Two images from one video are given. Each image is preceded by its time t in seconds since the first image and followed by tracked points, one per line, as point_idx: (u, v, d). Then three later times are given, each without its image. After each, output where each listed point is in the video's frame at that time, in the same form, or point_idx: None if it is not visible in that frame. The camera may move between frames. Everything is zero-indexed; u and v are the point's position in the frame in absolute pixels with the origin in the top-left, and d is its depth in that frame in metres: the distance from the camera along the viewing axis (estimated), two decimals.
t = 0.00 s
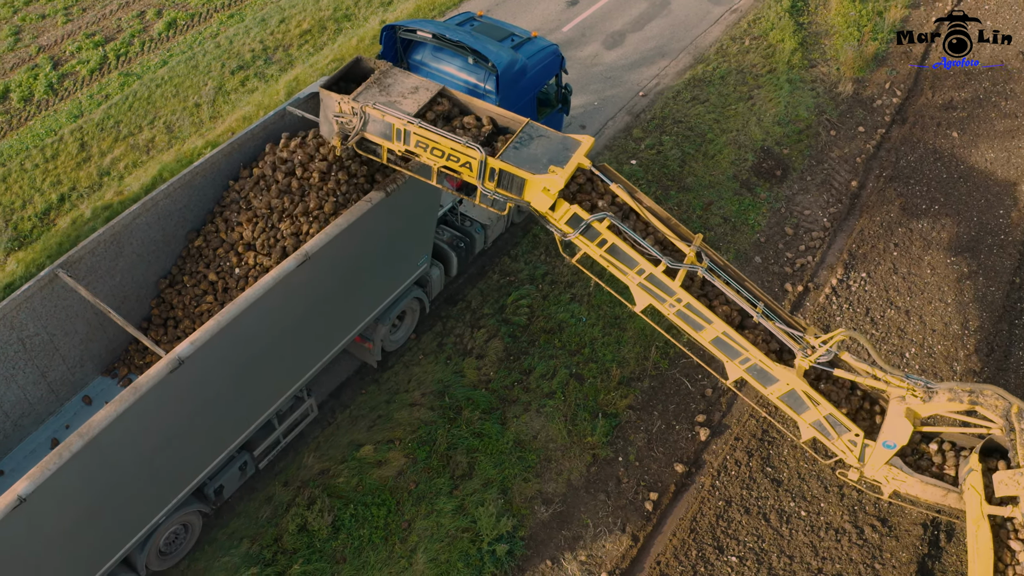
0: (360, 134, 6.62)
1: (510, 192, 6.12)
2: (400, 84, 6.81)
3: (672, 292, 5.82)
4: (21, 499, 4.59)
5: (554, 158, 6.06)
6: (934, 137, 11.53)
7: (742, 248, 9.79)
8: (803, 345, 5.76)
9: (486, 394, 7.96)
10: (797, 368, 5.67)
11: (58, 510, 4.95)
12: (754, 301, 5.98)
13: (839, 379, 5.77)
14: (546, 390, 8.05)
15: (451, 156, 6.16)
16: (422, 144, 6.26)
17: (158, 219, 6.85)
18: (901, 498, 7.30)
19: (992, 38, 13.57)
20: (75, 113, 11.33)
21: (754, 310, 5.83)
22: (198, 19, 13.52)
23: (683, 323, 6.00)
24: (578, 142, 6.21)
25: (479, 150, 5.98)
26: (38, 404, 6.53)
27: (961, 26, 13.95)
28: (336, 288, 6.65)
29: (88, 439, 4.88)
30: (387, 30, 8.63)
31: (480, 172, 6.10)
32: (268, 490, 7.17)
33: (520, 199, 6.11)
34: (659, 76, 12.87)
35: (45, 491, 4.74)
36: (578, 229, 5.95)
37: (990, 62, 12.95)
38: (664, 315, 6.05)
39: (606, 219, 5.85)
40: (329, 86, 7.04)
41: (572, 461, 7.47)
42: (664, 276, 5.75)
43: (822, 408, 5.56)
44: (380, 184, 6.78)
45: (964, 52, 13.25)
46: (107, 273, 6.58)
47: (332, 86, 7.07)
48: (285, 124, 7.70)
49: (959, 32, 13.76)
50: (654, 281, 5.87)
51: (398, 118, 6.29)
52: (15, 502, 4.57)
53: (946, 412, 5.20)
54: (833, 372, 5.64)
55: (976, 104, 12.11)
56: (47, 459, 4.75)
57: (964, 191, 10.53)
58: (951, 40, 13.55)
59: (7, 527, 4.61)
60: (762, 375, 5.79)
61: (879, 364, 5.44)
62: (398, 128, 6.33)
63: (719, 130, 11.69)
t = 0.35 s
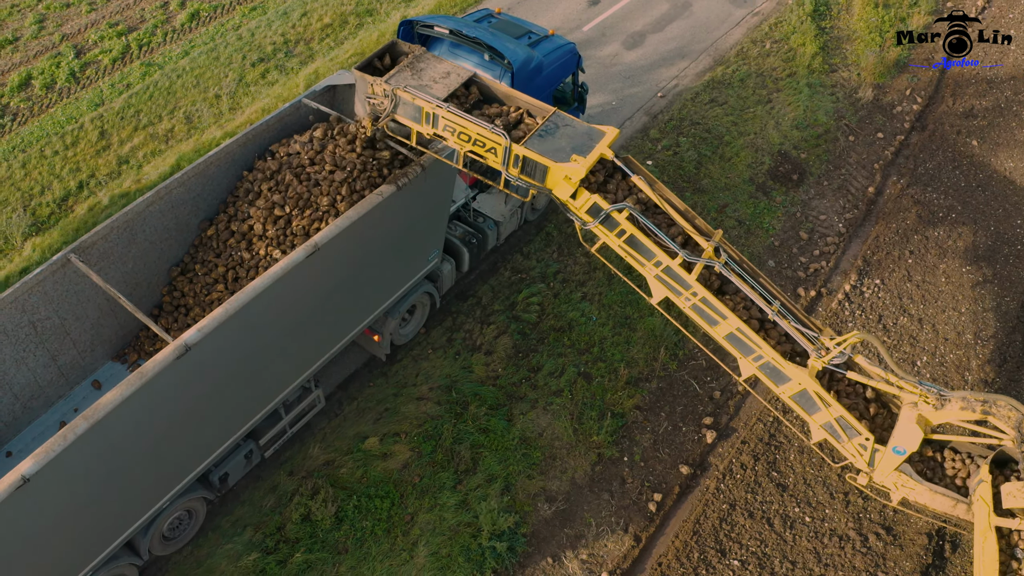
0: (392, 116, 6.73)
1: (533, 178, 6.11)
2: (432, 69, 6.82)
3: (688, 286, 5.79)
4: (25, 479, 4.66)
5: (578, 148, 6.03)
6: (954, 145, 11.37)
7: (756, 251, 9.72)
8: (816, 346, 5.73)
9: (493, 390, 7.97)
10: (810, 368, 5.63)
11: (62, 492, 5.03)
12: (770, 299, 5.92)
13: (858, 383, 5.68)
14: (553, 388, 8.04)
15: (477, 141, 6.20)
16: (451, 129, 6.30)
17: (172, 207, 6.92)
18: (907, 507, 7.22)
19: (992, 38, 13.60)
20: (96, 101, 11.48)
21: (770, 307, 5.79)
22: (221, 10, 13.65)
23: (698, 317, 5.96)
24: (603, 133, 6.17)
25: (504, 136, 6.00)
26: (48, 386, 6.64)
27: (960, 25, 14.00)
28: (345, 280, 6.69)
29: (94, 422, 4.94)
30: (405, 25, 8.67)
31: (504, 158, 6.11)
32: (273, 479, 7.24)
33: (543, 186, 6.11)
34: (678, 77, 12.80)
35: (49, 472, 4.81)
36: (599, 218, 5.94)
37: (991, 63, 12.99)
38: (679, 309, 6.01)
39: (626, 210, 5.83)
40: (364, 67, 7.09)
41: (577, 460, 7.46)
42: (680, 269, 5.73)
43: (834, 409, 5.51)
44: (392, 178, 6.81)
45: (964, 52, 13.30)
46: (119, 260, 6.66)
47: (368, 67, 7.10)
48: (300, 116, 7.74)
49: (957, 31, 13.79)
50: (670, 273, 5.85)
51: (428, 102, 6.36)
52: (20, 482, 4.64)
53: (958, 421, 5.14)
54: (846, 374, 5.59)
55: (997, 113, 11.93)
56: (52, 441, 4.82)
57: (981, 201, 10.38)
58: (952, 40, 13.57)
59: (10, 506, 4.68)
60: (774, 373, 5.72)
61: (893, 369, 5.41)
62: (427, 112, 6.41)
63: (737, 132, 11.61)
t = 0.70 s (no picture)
0: (405, 107, 6.73)
1: (542, 173, 6.10)
2: (447, 61, 6.80)
3: (692, 285, 5.78)
4: (21, 462, 4.72)
5: (587, 144, 6.00)
6: (968, 153, 11.23)
7: (764, 255, 9.65)
8: (820, 350, 5.66)
9: (495, 387, 7.96)
10: (812, 372, 5.54)
11: (59, 477, 5.09)
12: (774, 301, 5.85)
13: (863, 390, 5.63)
14: (555, 387, 8.02)
15: (488, 135, 6.19)
16: (464, 121, 6.27)
17: (178, 197, 6.99)
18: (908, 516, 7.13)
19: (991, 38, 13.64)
20: (112, 91, 11.58)
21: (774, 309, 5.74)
22: (238, 4, 13.73)
23: (702, 316, 5.92)
24: (614, 129, 6.09)
25: (514, 129, 5.98)
26: (52, 372, 6.72)
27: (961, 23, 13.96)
28: (347, 274, 6.71)
29: (90, 408, 5.00)
30: (416, 20, 8.68)
31: (514, 152, 6.12)
32: (272, 470, 7.29)
33: (552, 180, 6.08)
34: (692, 79, 12.74)
35: (45, 456, 4.87)
36: (605, 214, 5.91)
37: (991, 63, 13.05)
38: (684, 308, 5.99)
39: (631, 206, 5.78)
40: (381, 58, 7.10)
41: (576, 459, 7.43)
42: (684, 267, 5.71)
43: (835, 414, 5.44)
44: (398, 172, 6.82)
45: (964, 53, 13.27)
46: (125, 248, 6.73)
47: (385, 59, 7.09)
48: (309, 110, 7.78)
49: (958, 30, 13.73)
50: (675, 272, 5.83)
51: (441, 93, 6.35)
52: (16, 465, 4.70)
53: (960, 431, 5.01)
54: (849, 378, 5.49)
55: (1014, 121, 11.76)
56: (49, 425, 4.88)
57: (994, 209, 10.23)
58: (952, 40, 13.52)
59: (6, 489, 4.75)
60: (776, 375, 5.64)
61: (898, 377, 5.33)
62: (440, 104, 6.40)
63: (749, 135, 11.53)
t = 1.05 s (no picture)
0: (401, 106, 6.76)
1: (536, 173, 6.11)
2: (443, 61, 6.82)
3: (685, 288, 5.73)
4: (16, 449, 4.77)
5: (581, 145, 5.97)
6: (978, 160, 11.11)
7: (768, 259, 9.60)
8: (814, 355, 5.62)
9: (493, 386, 7.96)
10: (805, 377, 5.53)
11: (55, 465, 5.14)
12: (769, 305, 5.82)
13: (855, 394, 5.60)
14: (553, 387, 8.01)
15: (483, 134, 6.19)
16: (457, 120, 6.29)
17: (180, 190, 7.04)
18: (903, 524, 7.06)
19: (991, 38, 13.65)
20: (123, 84, 11.66)
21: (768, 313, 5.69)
22: None
23: (695, 319, 5.90)
24: (609, 131, 6.07)
25: (508, 129, 5.99)
26: (53, 361, 6.79)
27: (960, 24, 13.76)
28: (346, 269, 6.74)
29: (86, 397, 5.04)
30: (422, 19, 8.71)
31: (508, 153, 6.12)
32: (268, 464, 7.33)
33: (546, 181, 6.10)
34: (700, 81, 12.68)
35: (40, 444, 4.92)
36: (599, 216, 5.91)
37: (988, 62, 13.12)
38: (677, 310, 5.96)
39: (625, 209, 5.74)
40: (376, 57, 7.08)
41: (572, 459, 7.41)
42: (678, 270, 5.68)
43: (828, 420, 5.42)
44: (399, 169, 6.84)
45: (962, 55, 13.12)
46: (127, 240, 6.79)
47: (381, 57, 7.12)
48: (313, 106, 7.82)
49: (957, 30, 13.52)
50: (668, 274, 5.80)
51: (435, 93, 6.36)
52: (11, 452, 4.75)
53: (955, 439, 5.00)
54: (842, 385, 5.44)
55: None
56: (45, 413, 4.93)
57: (1001, 217, 10.12)
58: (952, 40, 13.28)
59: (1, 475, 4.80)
60: (769, 380, 5.63)
61: (892, 384, 5.26)
62: (435, 103, 6.40)
63: (756, 138, 11.47)
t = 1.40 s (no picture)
0: (389, 108, 6.77)
1: (523, 176, 6.11)
2: (433, 62, 6.84)
3: (673, 292, 5.75)
4: (9, 438, 4.81)
5: (569, 147, 5.99)
6: (982, 166, 11.05)
7: (767, 261, 9.57)
8: (803, 360, 5.62)
9: (487, 384, 7.97)
10: (794, 382, 5.52)
11: (47, 456, 5.19)
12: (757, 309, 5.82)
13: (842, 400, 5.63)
14: (547, 386, 8.01)
15: (469, 135, 6.19)
16: (445, 122, 6.29)
17: (179, 185, 7.09)
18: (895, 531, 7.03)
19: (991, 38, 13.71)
20: (130, 79, 11.74)
21: (756, 318, 5.71)
22: None
23: (683, 323, 5.91)
24: (597, 134, 6.11)
25: (495, 131, 6.00)
26: (50, 353, 6.84)
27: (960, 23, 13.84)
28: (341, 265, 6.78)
29: (78, 388, 5.08)
30: (422, 18, 8.73)
31: (496, 155, 6.13)
32: (262, 458, 7.37)
33: (533, 183, 6.09)
34: (704, 83, 12.66)
35: (33, 434, 4.97)
36: (586, 218, 5.90)
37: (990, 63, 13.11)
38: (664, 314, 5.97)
39: (613, 212, 5.80)
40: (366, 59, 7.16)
41: (564, 459, 7.41)
42: (665, 274, 5.68)
43: (816, 426, 5.39)
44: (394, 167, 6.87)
45: (964, 53, 13.26)
46: (125, 234, 6.85)
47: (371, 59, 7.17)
48: (312, 103, 7.87)
49: (957, 30, 13.64)
50: (656, 278, 5.80)
51: (423, 94, 6.37)
52: (3, 442, 4.80)
53: (944, 446, 5.01)
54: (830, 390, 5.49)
55: None
56: (38, 403, 4.97)
57: (1004, 223, 10.06)
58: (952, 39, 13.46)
59: None
60: (757, 385, 5.64)
61: (880, 390, 5.23)
62: (423, 104, 6.42)
63: (759, 141, 11.44)
